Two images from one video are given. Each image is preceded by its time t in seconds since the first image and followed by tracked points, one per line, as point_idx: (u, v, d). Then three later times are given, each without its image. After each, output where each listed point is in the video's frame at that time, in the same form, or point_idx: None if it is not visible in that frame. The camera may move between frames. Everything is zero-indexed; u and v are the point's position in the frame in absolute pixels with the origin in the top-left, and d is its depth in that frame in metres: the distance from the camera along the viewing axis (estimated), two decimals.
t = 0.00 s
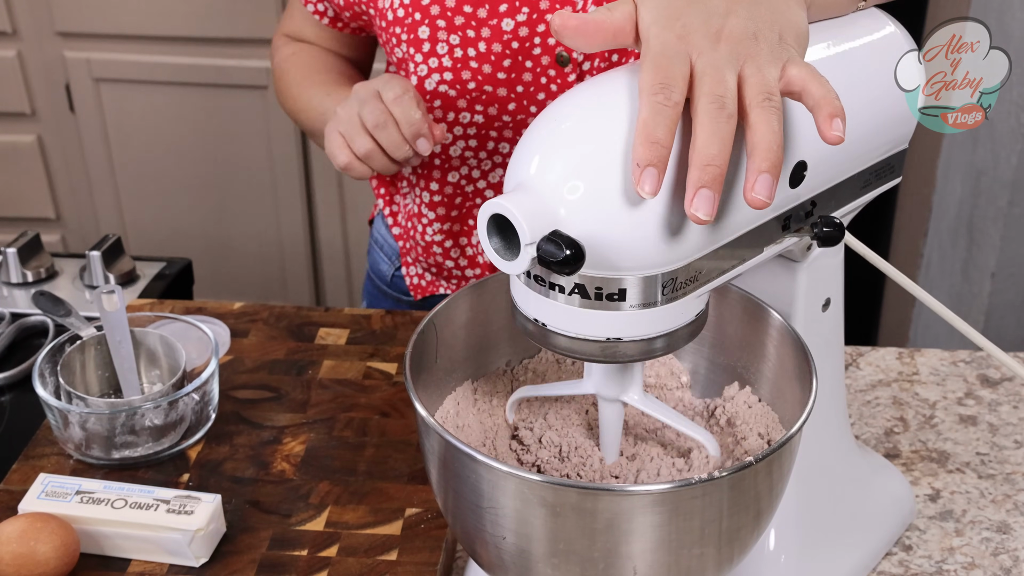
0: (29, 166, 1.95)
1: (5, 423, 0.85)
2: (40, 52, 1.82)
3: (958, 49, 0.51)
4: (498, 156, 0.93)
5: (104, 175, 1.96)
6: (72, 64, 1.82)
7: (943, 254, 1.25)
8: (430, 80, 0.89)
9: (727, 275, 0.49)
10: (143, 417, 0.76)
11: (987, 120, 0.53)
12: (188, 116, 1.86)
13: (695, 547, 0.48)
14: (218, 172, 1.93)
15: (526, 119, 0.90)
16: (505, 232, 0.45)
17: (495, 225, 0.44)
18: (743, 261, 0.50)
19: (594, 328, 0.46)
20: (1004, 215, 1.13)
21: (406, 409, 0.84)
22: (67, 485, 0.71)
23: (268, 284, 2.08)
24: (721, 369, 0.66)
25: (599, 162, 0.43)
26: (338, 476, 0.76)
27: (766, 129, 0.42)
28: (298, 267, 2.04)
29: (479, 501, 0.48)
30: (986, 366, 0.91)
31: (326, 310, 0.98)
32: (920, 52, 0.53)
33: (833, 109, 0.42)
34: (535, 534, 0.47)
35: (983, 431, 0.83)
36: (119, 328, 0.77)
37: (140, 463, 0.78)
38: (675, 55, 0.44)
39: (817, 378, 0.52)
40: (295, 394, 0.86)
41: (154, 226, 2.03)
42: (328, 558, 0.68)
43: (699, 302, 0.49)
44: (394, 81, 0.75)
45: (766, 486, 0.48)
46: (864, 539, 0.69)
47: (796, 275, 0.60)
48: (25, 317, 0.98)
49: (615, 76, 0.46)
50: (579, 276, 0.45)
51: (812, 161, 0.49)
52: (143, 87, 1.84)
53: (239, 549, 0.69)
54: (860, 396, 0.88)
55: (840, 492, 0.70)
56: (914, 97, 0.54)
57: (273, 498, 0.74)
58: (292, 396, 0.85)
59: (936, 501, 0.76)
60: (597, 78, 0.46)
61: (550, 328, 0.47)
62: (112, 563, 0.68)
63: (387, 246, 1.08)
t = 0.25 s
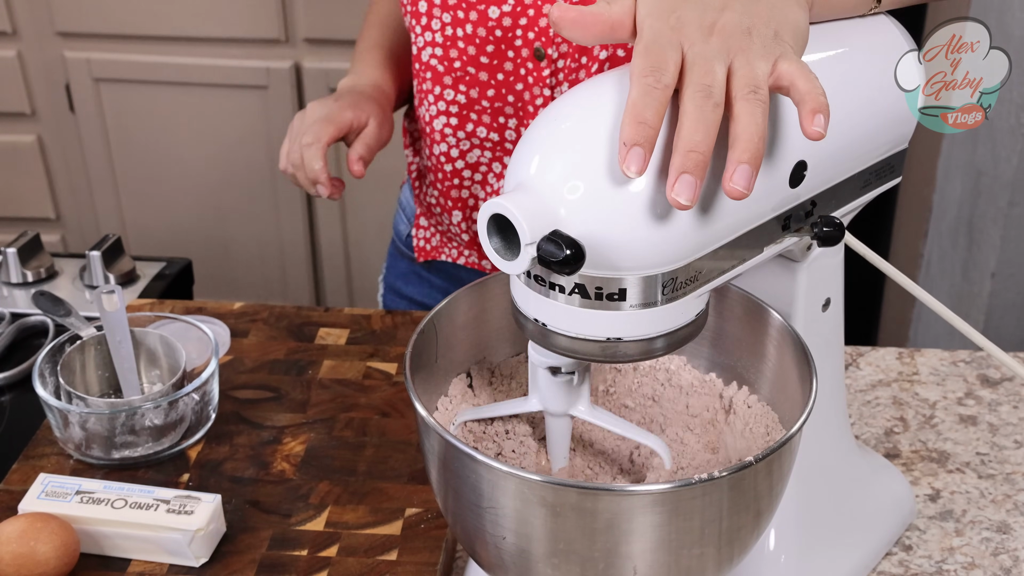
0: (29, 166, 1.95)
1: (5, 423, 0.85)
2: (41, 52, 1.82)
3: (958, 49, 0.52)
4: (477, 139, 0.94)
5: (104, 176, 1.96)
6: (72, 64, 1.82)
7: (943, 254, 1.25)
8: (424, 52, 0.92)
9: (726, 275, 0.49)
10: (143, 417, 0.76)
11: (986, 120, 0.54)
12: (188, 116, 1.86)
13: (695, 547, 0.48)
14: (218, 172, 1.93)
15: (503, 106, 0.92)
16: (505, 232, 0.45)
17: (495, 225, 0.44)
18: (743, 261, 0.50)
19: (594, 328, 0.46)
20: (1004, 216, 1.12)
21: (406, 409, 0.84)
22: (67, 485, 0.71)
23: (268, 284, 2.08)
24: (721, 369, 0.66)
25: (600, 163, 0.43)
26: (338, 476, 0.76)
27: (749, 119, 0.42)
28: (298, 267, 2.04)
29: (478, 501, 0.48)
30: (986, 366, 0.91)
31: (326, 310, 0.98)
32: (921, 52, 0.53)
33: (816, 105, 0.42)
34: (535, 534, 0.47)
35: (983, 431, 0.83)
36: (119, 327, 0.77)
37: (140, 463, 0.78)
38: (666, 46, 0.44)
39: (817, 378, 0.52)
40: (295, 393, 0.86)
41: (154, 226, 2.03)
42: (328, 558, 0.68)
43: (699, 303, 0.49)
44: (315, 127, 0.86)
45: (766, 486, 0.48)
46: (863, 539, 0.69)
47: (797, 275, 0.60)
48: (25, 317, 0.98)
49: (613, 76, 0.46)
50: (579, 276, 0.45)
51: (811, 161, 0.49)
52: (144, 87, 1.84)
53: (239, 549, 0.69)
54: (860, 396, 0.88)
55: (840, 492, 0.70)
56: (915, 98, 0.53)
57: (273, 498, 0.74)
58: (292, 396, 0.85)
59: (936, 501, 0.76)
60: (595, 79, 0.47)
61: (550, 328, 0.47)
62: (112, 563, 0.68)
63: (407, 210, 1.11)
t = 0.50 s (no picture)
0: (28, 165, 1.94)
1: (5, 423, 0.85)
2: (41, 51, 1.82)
3: (958, 49, 0.52)
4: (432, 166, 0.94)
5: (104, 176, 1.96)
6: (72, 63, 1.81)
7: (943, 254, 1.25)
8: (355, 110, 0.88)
9: (726, 276, 0.50)
10: (142, 417, 0.76)
11: (986, 120, 0.53)
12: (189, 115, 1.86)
13: (695, 547, 0.48)
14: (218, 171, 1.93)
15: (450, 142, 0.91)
16: (504, 232, 0.45)
17: (495, 225, 0.44)
18: (744, 262, 0.50)
19: (595, 328, 0.46)
20: (1004, 216, 1.11)
21: (406, 409, 0.84)
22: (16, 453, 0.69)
23: (267, 285, 2.08)
24: (720, 369, 0.66)
25: (599, 161, 0.43)
26: (338, 476, 0.76)
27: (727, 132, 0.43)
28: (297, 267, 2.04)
29: (479, 501, 0.48)
30: (985, 366, 0.91)
31: (326, 309, 0.98)
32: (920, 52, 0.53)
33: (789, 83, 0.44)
34: (535, 534, 0.47)
35: (983, 431, 0.83)
36: (112, 328, 0.77)
37: (140, 463, 0.78)
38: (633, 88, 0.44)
39: (817, 378, 0.52)
40: (295, 393, 0.86)
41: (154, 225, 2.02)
42: (328, 558, 0.68)
43: (699, 303, 0.49)
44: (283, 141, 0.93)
45: (766, 486, 0.48)
46: (863, 539, 0.69)
47: (797, 275, 0.60)
48: (25, 317, 0.98)
49: (612, 75, 0.46)
50: (579, 276, 0.45)
51: (811, 161, 0.49)
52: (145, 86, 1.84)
53: (239, 549, 0.69)
54: (860, 396, 0.88)
55: (840, 492, 0.70)
56: (914, 97, 0.54)
57: (273, 498, 0.74)
58: (292, 396, 0.85)
59: (936, 501, 0.76)
60: (594, 78, 0.46)
61: (550, 328, 0.47)
62: (112, 563, 0.68)
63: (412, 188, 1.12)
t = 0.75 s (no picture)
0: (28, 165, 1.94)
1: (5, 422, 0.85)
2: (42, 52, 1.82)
3: (958, 49, 0.52)
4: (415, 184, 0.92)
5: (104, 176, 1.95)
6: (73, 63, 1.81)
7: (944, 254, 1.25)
8: (336, 116, 0.86)
9: (726, 276, 0.50)
10: (142, 417, 0.76)
11: (986, 120, 0.54)
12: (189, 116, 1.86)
13: (695, 547, 0.48)
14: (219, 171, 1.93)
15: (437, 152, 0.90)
16: (504, 232, 0.45)
17: (495, 225, 0.44)
18: (744, 261, 0.50)
19: (596, 327, 0.46)
20: (1003, 215, 1.13)
21: (406, 409, 0.84)
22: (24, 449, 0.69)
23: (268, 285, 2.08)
24: (720, 370, 0.66)
25: (598, 160, 0.43)
26: (338, 476, 0.76)
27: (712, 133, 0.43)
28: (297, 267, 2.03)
29: (479, 502, 0.48)
30: (986, 366, 0.91)
31: (326, 309, 0.98)
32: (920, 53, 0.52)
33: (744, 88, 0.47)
34: (535, 534, 0.47)
35: (983, 431, 0.83)
36: (112, 329, 0.77)
37: (140, 463, 0.78)
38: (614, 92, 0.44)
39: (817, 378, 0.52)
40: (295, 393, 0.86)
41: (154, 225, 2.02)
42: (328, 558, 0.68)
43: (699, 303, 0.49)
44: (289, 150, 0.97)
45: (766, 486, 0.48)
46: (863, 539, 0.69)
47: (797, 275, 0.60)
48: (25, 317, 0.98)
49: (611, 75, 0.46)
50: (579, 275, 0.45)
51: (811, 161, 0.49)
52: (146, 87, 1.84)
53: (239, 549, 0.69)
54: (860, 396, 0.88)
55: (840, 492, 0.70)
56: (915, 98, 0.53)
57: (273, 498, 0.74)
58: (292, 396, 0.85)
59: (936, 501, 0.76)
60: (592, 78, 0.46)
61: (551, 328, 0.47)
62: (112, 563, 0.68)
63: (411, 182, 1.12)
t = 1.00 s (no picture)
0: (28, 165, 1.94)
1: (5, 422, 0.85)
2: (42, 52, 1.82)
3: (958, 49, 0.52)
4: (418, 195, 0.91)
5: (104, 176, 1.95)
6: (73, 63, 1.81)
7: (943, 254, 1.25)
8: (339, 130, 0.85)
9: (726, 276, 0.50)
10: (142, 417, 0.76)
11: (986, 120, 0.54)
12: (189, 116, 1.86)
13: (695, 547, 0.48)
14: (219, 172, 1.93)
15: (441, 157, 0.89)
16: (505, 233, 0.45)
17: (495, 225, 0.44)
18: (744, 261, 0.50)
19: (597, 327, 0.46)
20: (1004, 215, 1.12)
21: (406, 409, 0.84)
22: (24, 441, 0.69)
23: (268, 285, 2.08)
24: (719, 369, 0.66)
25: (598, 162, 0.43)
26: (338, 476, 0.76)
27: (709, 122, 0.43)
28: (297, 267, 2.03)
29: (479, 502, 0.48)
30: (985, 366, 0.91)
31: (326, 310, 0.98)
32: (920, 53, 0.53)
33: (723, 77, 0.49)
34: (535, 534, 0.47)
35: (983, 431, 0.83)
36: (112, 329, 0.77)
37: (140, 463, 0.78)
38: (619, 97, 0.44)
39: (817, 378, 0.52)
40: (295, 393, 0.86)
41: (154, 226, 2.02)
42: (328, 558, 0.68)
43: (699, 303, 0.49)
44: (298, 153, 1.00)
45: (766, 486, 0.48)
46: (863, 539, 0.69)
47: (797, 275, 0.60)
48: (25, 317, 0.98)
49: (609, 76, 0.46)
50: (579, 276, 0.45)
51: (811, 161, 0.49)
52: (146, 87, 1.84)
53: (239, 550, 0.69)
54: (860, 396, 0.88)
55: (840, 492, 0.70)
56: (914, 98, 0.53)
57: (273, 498, 0.74)
58: (292, 396, 0.85)
59: (936, 501, 0.76)
60: (590, 80, 0.46)
61: (551, 328, 0.47)
62: (112, 563, 0.68)
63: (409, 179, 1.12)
